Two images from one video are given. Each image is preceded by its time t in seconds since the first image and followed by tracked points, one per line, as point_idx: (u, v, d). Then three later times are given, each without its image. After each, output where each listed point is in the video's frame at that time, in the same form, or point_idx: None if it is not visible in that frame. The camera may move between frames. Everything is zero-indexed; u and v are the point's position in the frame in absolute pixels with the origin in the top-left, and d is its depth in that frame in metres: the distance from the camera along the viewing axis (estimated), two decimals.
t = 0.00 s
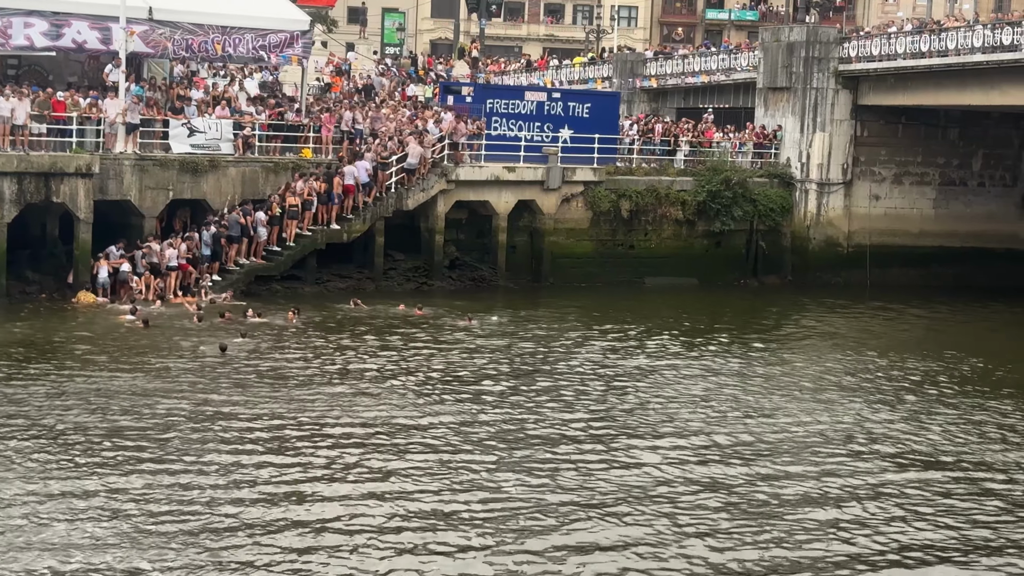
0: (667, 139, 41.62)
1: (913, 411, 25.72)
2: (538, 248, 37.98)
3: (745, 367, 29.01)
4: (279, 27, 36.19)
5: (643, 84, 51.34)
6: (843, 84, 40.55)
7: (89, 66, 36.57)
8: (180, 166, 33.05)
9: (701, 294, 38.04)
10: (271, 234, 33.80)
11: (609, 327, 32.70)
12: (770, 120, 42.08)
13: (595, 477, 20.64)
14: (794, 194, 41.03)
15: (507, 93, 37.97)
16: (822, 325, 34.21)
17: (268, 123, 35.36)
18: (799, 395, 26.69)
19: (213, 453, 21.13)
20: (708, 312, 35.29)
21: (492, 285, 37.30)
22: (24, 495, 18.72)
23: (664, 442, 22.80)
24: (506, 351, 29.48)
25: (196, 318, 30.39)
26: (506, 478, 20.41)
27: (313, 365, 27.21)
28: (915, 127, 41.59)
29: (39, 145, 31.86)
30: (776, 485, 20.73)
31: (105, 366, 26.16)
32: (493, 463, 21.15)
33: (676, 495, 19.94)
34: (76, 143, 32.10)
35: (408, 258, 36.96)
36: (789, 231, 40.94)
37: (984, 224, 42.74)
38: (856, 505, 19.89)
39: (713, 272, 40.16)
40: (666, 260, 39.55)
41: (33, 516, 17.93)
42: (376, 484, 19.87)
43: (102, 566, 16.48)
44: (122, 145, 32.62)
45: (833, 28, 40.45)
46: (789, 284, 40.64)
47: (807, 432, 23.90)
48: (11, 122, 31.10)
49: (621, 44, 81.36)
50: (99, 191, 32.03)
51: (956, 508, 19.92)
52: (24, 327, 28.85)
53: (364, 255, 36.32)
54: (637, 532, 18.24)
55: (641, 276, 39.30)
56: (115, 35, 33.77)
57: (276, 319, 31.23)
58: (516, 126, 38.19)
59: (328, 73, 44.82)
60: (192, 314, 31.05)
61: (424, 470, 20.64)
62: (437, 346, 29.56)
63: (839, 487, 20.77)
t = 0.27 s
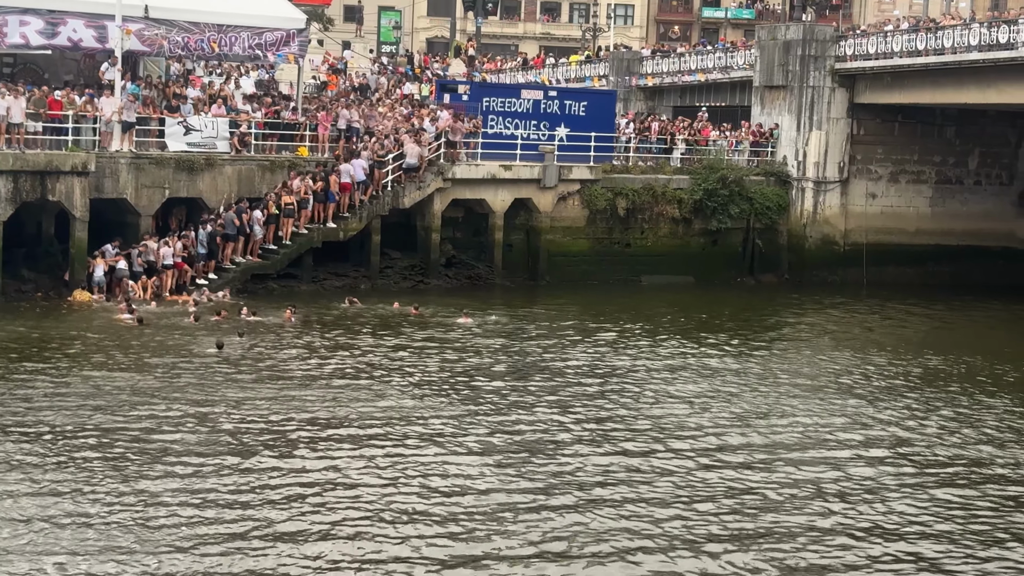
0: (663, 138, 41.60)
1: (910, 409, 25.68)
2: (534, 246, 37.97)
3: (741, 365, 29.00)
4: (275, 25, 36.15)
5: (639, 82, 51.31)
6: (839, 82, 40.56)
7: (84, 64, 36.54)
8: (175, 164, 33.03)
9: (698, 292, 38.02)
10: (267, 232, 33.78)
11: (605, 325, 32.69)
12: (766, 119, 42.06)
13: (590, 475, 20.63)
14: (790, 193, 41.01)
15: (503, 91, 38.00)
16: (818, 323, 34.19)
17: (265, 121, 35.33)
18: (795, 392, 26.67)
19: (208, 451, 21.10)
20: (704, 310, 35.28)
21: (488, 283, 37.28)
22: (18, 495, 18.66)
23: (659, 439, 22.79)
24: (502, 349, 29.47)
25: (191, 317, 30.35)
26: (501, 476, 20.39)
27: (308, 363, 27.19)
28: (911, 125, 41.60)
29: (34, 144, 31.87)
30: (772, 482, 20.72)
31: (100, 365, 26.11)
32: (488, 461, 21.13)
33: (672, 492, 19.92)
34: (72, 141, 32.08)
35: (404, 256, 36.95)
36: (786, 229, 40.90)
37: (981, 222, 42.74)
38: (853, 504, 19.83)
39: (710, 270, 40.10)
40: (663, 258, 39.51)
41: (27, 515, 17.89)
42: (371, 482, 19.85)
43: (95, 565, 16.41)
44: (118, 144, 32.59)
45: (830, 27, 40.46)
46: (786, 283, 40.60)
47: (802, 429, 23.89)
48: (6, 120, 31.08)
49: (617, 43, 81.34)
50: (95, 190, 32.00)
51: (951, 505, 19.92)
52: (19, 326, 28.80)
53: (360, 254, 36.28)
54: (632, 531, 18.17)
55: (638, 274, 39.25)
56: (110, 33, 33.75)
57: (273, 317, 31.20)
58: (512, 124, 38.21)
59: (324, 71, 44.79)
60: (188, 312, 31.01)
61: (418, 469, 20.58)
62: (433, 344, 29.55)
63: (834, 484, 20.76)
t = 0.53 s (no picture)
0: (661, 135, 41.59)
1: (908, 406, 25.69)
2: (532, 244, 37.96)
3: (739, 363, 28.99)
4: (272, 22, 36.09)
5: (637, 79, 51.29)
6: (837, 80, 40.54)
7: (82, 61, 36.53)
8: (173, 161, 33.02)
9: (696, 290, 38.02)
10: (265, 230, 33.77)
11: (603, 323, 32.68)
12: (764, 116, 42.05)
13: (588, 472, 20.62)
14: (788, 190, 41.01)
15: (500, 89, 38.05)
16: (816, 321, 34.19)
17: (262, 119, 35.29)
18: (793, 390, 26.67)
19: (206, 449, 21.07)
20: (702, 308, 35.29)
21: (486, 281, 37.27)
22: (15, 492, 18.64)
23: (657, 437, 22.78)
24: (500, 347, 29.46)
25: (189, 315, 30.33)
26: (499, 474, 20.37)
27: (306, 361, 27.17)
28: (909, 123, 41.60)
29: (31, 141, 31.83)
30: (769, 480, 20.72)
31: (97, 363, 26.09)
32: (486, 459, 21.11)
33: (670, 490, 19.91)
34: (69, 139, 32.04)
35: (402, 254, 36.94)
36: (784, 226, 40.91)
37: (979, 219, 42.76)
38: (851, 502, 19.83)
39: (709, 268, 40.11)
40: (661, 255, 39.52)
41: (25, 513, 17.86)
42: (369, 480, 19.83)
43: (93, 563, 16.40)
44: (116, 141, 32.57)
45: (827, 24, 40.46)
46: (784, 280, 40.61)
47: (801, 427, 23.89)
48: (4, 117, 31.05)
49: (615, 40, 81.36)
50: (93, 187, 31.97)
51: (949, 503, 19.92)
52: (17, 323, 28.78)
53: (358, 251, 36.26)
54: (631, 530, 18.16)
55: (636, 272, 39.26)
56: (108, 31, 33.73)
57: (271, 315, 31.19)
58: (509, 121, 38.25)
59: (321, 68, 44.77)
60: (186, 310, 30.99)
61: (416, 466, 20.57)
62: (431, 342, 29.53)
63: (832, 482, 20.76)
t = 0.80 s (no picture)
0: (661, 132, 41.57)
1: (906, 404, 25.71)
2: (531, 241, 37.96)
3: (738, 360, 28.99)
4: (272, 19, 36.04)
5: (637, 76, 51.27)
6: (837, 77, 40.48)
7: (81, 58, 36.53)
8: (172, 158, 33.02)
9: (693, 287, 38.04)
10: (264, 226, 33.76)
11: (602, 320, 32.65)
12: (764, 114, 42.04)
13: (587, 470, 20.61)
14: (788, 187, 41.00)
15: (500, 86, 38.03)
16: (814, 318, 34.20)
17: (261, 116, 35.23)
18: (791, 388, 26.66)
19: (205, 445, 21.07)
20: (701, 305, 35.32)
21: (485, 278, 37.26)
22: (14, 489, 18.63)
23: (656, 434, 22.77)
24: (499, 344, 29.44)
25: (188, 312, 30.31)
26: (498, 471, 20.37)
27: (305, 358, 27.16)
28: (909, 120, 41.57)
29: (30, 138, 31.79)
30: (768, 477, 20.72)
31: (96, 359, 26.08)
32: (484, 456, 21.11)
33: (668, 487, 19.92)
34: (68, 136, 31.99)
35: (401, 251, 36.94)
36: (783, 224, 40.90)
37: (978, 217, 42.77)
38: (850, 499, 19.83)
39: (708, 265, 40.10)
40: (660, 252, 39.52)
41: (23, 510, 17.84)
42: (368, 477, 19.83)
43: (92, 560, 16.39)
44: (115, 137, 32.53)
45: (827, 22, 40.41)
46: (783, 277, 40.62)
47: (800, 424, 23.87)
48: (3, 113, 31.04)
49: (615, 37, 81.32)
50: (92, 184, 31.97)
51: (948, 501, 19.93)
52: (16, 320, 28.77)
53: (357, 248, 36.25)
54: (630, 527, 18.16)
55: (634, 270, 39.26)
56: (106, 27, 33.72)
57: (269, 312, 31.17)
58: (508, 118, 38.25)
59: (321, 65, 44.74)
60: (184, 307, 30.97)
61: (415, 463, 20.57)
62: (430, 339, 29.51)
63: (832, 480, 20.75)
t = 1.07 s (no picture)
0: (661, 130, 41.53)
1: (906, 401, 25.68)
2: (531, 238, 37.94)
3: (737, 358, 28.97)
4: (271, 16, 36.01)
5: (637, 73, 51.23)
6: (837, 74, 40.48)
7: (80, 54, 36.49)
8: (172, 155, 32.99)
9: (693, 284, 38.02)
10: (264, 223, 33.74)
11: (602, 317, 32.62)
12: (764, 111, 42.02)
13: (587, 467, 20.59)
14: (788, 184, 40.98)
15: (500, 83, 37.87)
16: (813, 315, 34.20)
17: (261, 112, 35.21)
18: (792, 385, 26.65)
19: (204, 442, 21.04)
20: (701, 302, 35.30)
21: (484, 275, 37.25)
22: (12, 487, 18.58)
23: (656, 431, 22.75)
24: (499, 341, 29.43)
25: (187, 308, 30.27)
26: (497, 468, 20.35)
27: (305, 355, 27.13)
28: (909, 118, 41.56)
29: (30, 134, 31.76)
30: (768, 474, 20.71)
31: (96, 356, 26.04)
32: (483, 453, 21.08)
33: (667, 484, 19.91)
34: (68, 132, 31.95)
35: (401, 247, 36.92)
36: (783, 221, 40.85)
37: (978, 214, 42.75)
38: (851, 497, 19.80)
39: (708, 262, 40.11)
40: (659, 250, 39.51)
41: (22, 507, 17.81)
42: (368, 474, 19.80)
43: (91, 558, 16.34)
44: (115, 134, 32.50)
45: (827, 19, 40.40)
46: (782, 275, 40.60)
47: (799, 422, 23.87)
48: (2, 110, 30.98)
49: (614, 34, 81.32)
50: (91, 180, 31.93)
51: (947, 498, 19.94)
52: (15, 317, 28.74)
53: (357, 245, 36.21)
54: (631, 524, 18.12)
55: (634, 267, 39.25)
56: (106, 24, 33.69)
57: (269, 309, 31.14)
58: (509, 115, 38.12)
59: (321, 62, 44.69)
60: (184, 303, 30.93)
61: (414, 461, 20.54)
62: (430, 336, 29.49)
63: (832, 477, 20.75)
